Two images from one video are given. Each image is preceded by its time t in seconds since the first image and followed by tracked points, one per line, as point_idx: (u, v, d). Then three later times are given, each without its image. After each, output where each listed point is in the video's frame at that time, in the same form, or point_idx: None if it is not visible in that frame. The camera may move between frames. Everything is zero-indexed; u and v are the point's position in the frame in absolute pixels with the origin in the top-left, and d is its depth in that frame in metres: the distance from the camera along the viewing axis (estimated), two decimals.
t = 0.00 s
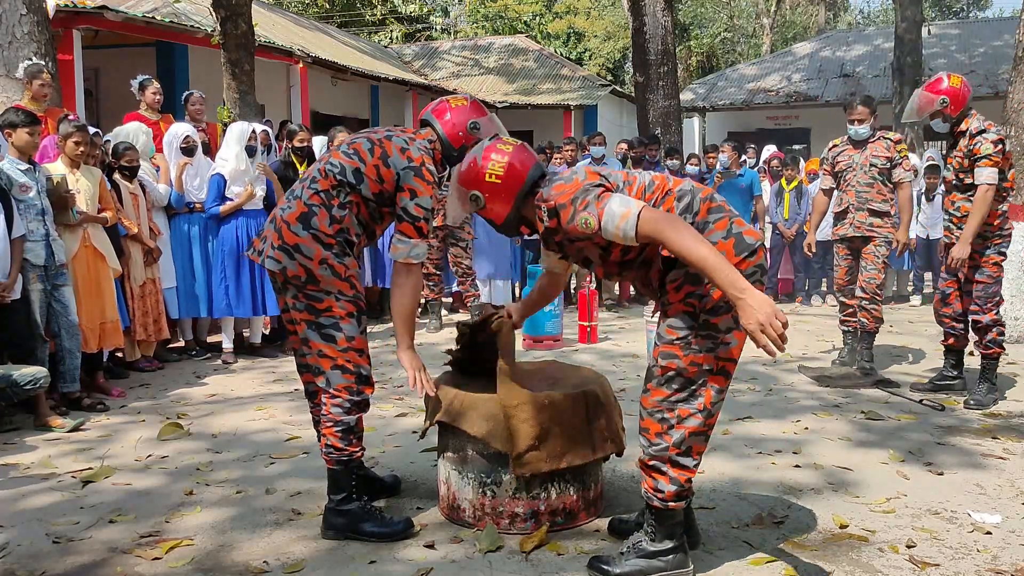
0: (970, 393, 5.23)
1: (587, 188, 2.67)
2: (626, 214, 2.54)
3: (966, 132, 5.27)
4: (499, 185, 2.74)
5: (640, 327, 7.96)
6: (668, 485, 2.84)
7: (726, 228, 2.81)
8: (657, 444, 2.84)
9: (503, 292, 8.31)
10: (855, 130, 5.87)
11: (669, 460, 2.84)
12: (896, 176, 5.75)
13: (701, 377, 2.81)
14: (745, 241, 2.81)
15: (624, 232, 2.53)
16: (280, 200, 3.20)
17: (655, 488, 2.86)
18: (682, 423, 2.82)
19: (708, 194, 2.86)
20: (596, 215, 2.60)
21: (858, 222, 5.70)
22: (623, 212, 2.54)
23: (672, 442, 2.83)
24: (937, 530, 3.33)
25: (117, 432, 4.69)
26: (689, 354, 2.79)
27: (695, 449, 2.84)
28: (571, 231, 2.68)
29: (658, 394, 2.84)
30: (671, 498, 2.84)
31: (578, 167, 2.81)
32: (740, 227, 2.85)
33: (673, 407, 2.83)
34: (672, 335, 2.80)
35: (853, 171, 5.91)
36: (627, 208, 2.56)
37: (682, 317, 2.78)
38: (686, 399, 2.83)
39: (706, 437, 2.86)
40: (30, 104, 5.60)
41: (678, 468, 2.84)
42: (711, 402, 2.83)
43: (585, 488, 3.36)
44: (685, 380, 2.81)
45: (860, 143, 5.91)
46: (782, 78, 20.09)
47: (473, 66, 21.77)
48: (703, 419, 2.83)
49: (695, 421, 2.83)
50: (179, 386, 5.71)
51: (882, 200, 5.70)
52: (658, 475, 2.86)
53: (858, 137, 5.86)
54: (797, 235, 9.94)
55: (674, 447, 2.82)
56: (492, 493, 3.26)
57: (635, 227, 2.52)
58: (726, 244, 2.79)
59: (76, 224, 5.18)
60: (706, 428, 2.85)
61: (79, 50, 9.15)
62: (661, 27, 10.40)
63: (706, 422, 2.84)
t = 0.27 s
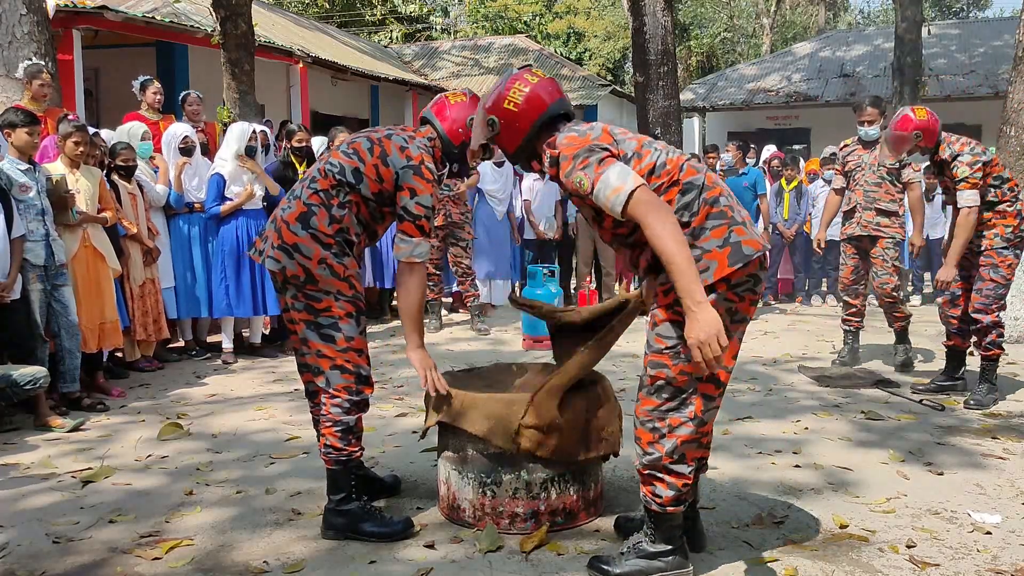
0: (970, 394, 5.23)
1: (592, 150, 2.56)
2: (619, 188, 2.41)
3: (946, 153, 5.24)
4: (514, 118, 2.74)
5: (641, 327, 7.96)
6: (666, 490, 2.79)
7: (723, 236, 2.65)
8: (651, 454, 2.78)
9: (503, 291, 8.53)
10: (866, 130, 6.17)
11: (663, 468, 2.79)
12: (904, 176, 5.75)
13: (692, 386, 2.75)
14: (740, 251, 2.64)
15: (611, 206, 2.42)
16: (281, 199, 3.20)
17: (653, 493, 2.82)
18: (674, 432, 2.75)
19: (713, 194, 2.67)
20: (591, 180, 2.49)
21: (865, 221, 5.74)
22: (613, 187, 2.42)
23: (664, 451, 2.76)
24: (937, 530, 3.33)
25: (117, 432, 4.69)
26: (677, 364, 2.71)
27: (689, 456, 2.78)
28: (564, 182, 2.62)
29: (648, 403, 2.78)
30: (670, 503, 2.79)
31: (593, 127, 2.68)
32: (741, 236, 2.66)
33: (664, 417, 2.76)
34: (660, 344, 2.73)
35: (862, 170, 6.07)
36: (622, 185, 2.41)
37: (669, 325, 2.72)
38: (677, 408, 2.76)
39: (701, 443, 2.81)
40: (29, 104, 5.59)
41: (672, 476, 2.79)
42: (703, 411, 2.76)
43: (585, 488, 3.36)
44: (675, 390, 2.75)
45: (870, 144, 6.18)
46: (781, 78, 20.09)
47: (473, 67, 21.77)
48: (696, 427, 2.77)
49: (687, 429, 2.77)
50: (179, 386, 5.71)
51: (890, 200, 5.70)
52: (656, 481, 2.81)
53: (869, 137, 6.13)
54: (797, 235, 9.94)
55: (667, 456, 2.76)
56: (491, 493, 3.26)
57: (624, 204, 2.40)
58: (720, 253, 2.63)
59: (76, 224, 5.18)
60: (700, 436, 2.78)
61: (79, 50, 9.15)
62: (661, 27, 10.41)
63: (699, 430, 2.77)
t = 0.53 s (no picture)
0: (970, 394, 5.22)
1: (602, 118, 2.59)
2: (610, 162, 2.46)
3: (925, 228, 5.09)
4: (548, 63, 2.77)
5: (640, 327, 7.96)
6: (667, 491, 2.75)
7: (713, 242, 2.59)
8: (651, 457, 2.74)
9: (503, 292, 8.52)
10: (890, 134, 6.36)
11: (664, 471, 2.74)
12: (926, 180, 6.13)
13: (689, 388, 2.69)
14: (728, 259, 2.57)
15: (600, 174, 2.48)
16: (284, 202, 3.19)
17: (655, 494, 2.78)
18: (671, 436, 2.70)
19: (710, 197, 2.61)
20: (588, 146, 2.56)
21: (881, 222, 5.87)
22: (604, 158, 2.47)
23: (664, 455, 2.72)
24: (937, 530, 3.33)
25: (117, 432, 4.69)
26: (671, 365, 2.67)
27: (690, 459, 2.74)
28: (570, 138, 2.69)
29: (645, 408, 2.73)
30: (670, 504, 2.76)
31: (616, 94, 2.68)
32: (732, 243, 2.59)
33: (662, 420, 2.71)
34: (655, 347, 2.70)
35: (885, 172, 6.41)
36: (614, 157, 2.46)
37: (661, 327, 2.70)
38: (672, 412, 2.69)
39: (702, 447, 2.76)
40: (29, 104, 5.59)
41: (674, 479, 2.75)
42: (700, 412, 2.70)
43: (585, 489, 3.36)
44: (671, 393, 2.69)
45: (895, 147, 6.36)
46: (781, 78, 20.09)
47: (473, 67, 21.77)
48: (695, 430, 2.71)
49: (686, 432, 2.71)
50: (179, 386, 5.71)
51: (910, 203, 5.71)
52: (658, 482, 2.77)
53: (894, 141, 6.33)
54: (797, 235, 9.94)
55: (666, 460, 2.71)
56: (492, 493, 3.26)
57: (611, 175, 2.45)
58: (707, 260, 2.58)
59: (76, 224, 5.18)
60: (700, 438, 2.73)
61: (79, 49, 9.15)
62: (661, 27, 10.42)
63: (698, 433, 2.72)
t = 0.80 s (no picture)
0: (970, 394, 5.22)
1: (633, 87, 2.51)
2: (627, 134, 2.40)
3: (914, 272, 5.02)
4: (612, 18, 2.62)
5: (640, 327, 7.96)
6: (665, 491, 2.75)
7: (702, 248, 2.55)
8: (648, 455, 2.76)
9: (503, 292, 8.54)
10: (911, 136, 6.38)
11: (662, 470, 2.75)
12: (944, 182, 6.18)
13: (682, 388, 2.68)
14: (713, 268, 2.53)
15: (616, 143, 2.42)
16: (289, 204, 3.18)
17: (653, 493, 2.78)
18: (665, 434, 2.72)
19: (711, 202, 2.56)
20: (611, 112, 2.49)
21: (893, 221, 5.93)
22: (623, 129, 2.41)
23: (659, 454, 2.74)
24: (937, 530, 3.33)
25: (117, 432, 4.69)
26: (665, 362, 2.69)
27: (688, 460, 2.72)
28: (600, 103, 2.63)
29: (643, 404, 2.79)
30: (666, 505, 2.75)
31: (655, 69, 2.57)
32: (721, 252, 2.54)
33: (656, 417, 2.75)
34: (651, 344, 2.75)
35: (902, 173, 6.49)
36: (631, 129, 2.40)
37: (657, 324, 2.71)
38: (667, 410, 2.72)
39: (703, 451, 2.74)
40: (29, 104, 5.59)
41: (672, 480, 2.74)
42: (694, 413, 2.67)
43: (585, 488, 3.35)
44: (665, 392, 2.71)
45: (915, 147, 6.40)
46: (781, 78, 20.10)
47: (472, 67, 21.77)
48: (692, 432, 2.69)
49: (683, 433, 2.70)
50: (179, 386, 5.71)
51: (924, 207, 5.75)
52: (656, 481, 2.77)
53: (915, 142, 6.37)
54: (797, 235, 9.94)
55: (662, 459, 2.72)
56: (492, 493, 3.26)
57: (627, 145, 2.39)
58: (692, 265, 2.56)
59: (76, 224, 5.18)
60: (699, 441, 2.71)
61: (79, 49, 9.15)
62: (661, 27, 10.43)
63: (695, 435, 2.70)
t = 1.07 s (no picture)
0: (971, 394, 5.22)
1: (700, 70, 2.49)
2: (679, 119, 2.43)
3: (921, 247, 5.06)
4: None
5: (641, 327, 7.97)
6: (679, 493, 2.72)
7: (739, 257, 2.52)
8: (669, 455, 2.73)
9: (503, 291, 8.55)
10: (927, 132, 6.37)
11: (680, 472, 2.71)
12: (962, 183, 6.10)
13: (709, 395, 2.62)
14: (747, 280, 2.50)
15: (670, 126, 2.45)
16: (293, 205, 3.16)
17: (667, 492, 2.76)
18: (689, 437, 2.67)
19: (757, 212, 2.51)
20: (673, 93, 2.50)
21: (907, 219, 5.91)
22: (679, 112, 2.44)
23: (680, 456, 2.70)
24: (937, 530, 3.33)
25: (117, 432, 4.69)
26: (693, 367, 2.63)
27: (709, 467, 2.67)
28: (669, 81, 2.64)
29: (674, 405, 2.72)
30: (680, 506, 2.73)
31: (731, 57, 2.53)
32: (758, 264, 2.50)
33: (681, 420, 2.68)
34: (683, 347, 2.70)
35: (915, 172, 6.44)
36: (688, 113, 2.43)
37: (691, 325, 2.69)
38: (692, 413, 2.66)
39: (726, 460, 2.68)
40: (29, 104, 5.59)
41: (689, 483, 2.70)
42: (719, 420, 2.62)
43: (585, 488, 3.35)
44: (691, 396, 2.65)
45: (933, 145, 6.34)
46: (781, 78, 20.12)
47: (472, 67, 21.78)
48: (717, 440, 2.64)
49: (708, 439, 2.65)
50: (179, 386, 5.71)
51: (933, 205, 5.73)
52: (673, 481, 2.74)
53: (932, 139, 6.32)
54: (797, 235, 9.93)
55: (682, 460, 2.69)
56: (492, 493, 3.26)
57: (680, 128, 2.43)
58: (727, 271, 2.53)
59: (76, 224, 5.18)
60: (725, 450, 2.66)
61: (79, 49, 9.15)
62: (661, 27, 10.44)
63: (720, 444, 2.64)
